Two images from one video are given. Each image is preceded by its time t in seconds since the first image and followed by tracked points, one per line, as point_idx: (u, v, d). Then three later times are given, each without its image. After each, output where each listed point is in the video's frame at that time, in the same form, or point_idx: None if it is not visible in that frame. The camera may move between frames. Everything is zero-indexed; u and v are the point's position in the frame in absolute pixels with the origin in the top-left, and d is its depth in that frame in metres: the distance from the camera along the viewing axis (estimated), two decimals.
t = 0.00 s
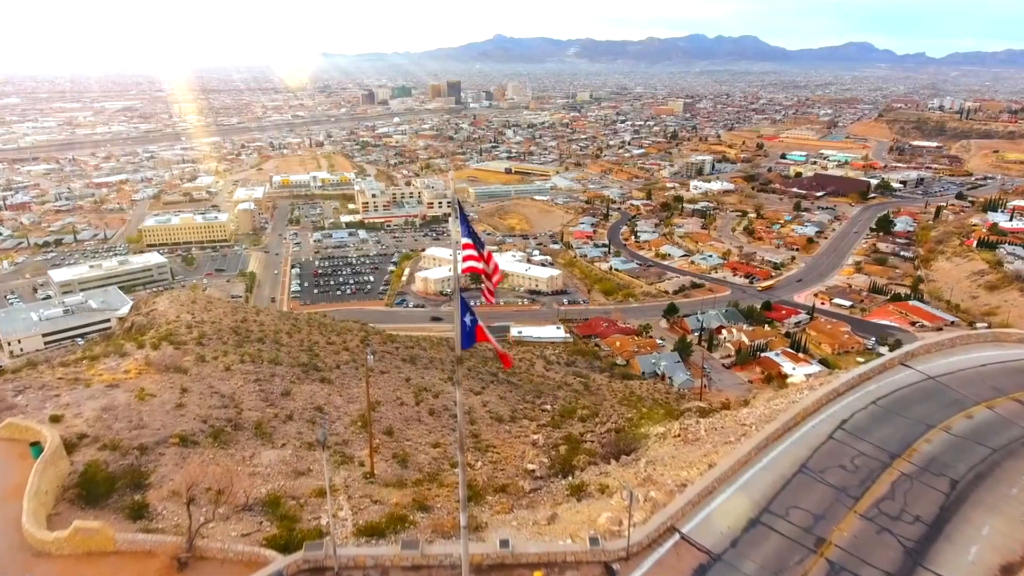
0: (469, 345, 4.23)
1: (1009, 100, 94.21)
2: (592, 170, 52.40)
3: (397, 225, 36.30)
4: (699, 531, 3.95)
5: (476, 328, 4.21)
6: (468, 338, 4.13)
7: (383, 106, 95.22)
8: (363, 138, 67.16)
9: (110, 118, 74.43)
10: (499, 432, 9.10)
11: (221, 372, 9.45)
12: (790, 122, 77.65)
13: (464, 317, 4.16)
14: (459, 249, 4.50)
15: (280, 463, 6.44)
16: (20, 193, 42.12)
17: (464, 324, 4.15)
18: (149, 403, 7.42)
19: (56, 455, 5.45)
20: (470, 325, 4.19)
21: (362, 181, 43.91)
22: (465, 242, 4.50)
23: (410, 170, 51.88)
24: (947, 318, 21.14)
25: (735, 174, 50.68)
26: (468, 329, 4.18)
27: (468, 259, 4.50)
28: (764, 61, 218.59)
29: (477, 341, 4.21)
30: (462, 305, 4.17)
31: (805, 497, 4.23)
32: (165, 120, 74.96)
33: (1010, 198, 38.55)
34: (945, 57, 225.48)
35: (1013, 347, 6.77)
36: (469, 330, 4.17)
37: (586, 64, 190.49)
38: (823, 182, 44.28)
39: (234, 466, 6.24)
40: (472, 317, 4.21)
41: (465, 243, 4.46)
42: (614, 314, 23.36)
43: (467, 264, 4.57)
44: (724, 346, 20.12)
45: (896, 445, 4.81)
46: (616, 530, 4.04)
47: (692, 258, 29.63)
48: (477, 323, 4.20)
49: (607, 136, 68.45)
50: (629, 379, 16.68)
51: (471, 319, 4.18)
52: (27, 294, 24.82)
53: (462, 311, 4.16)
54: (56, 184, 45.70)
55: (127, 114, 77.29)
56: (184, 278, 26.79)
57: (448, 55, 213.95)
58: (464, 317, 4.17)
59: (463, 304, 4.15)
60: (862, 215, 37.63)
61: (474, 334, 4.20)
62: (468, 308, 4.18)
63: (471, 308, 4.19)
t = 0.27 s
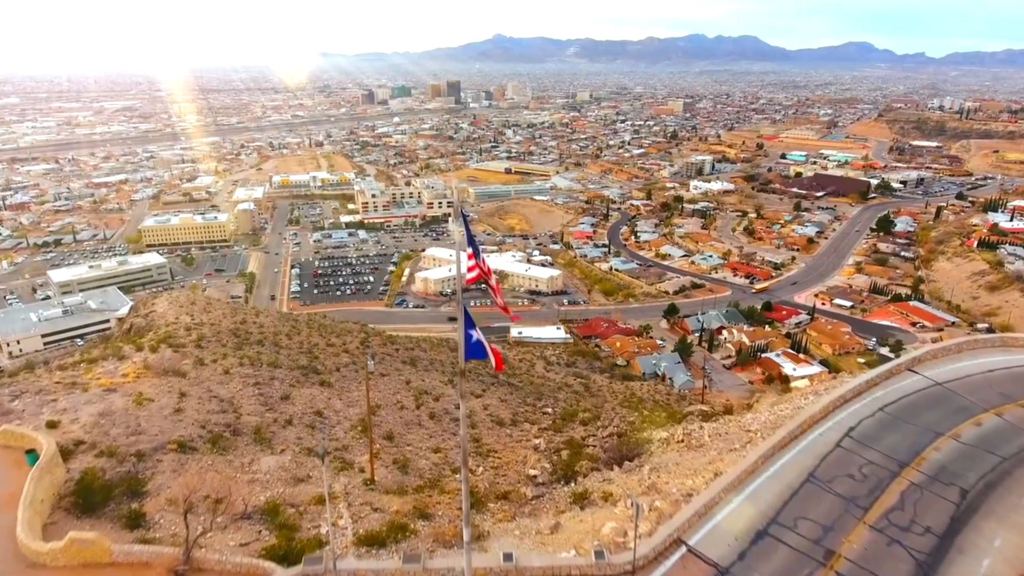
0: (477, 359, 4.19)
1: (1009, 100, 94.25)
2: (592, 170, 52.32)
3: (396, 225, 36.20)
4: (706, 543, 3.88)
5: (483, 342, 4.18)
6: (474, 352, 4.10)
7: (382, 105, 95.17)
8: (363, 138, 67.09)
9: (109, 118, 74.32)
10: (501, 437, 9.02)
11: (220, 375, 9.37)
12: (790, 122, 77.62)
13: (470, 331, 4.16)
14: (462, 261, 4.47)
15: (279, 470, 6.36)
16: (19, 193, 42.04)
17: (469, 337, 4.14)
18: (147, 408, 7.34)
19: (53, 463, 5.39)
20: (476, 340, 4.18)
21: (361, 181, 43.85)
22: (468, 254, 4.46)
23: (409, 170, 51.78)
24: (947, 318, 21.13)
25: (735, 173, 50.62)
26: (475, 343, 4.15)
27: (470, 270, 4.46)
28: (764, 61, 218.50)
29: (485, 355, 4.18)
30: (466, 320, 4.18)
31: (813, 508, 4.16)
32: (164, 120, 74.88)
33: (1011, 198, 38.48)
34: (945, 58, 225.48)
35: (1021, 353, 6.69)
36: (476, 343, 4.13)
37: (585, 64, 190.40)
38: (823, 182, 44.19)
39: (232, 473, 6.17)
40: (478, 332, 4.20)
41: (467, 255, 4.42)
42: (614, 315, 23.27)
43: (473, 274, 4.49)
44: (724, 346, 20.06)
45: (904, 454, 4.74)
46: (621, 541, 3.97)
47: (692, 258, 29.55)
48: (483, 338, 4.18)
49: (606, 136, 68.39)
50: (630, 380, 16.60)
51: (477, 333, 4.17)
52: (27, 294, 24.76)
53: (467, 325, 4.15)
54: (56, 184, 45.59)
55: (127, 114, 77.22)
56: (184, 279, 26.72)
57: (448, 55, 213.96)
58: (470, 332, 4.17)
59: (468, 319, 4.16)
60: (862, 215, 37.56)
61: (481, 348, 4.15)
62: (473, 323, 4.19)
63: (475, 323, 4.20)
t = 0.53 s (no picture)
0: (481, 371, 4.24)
1: (1008, 100, 94.29)
2: (592, 171, 52.23)
3: (396, 226, 36.09)
4: (711, 556, 3.80)
5: (485, 355, 4.20)
6: (476, 366, 4.13)
7: (382, 105, 95.12)
8: (362, 138, 67.09)
9: (109, 118, 74.25)
10: (501, 441, 8.96)
11: (219, 379, 9.28)
12: (789, 122, 77.60)
13: (473, 345, 4.15)
14: (469, 267, 4.41)
15: (278, 477, 6.30)
16: (18, 194, 41.97)
17: (472, 352, 4.15)
18: (143, 414, 7.27)
19: (48, 471, 5.32)
20: (481, 353, 4.18)
21: (361, 181, 43.77)
22: (473, 263, 4.40)
23: (409, 171, 51.66)
24: (947, 319, 21.13)
25: (735, 174, 50.53)
26: (478, 356, 4.18)
27: (476, 277, 4.40)
28: (763, 61, 218.38)
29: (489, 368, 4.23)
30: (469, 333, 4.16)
31: (821, 519, 4.09)
32: (164, 120, 74.73)
33: (1011, 198, 38.41)
34: (944, 58, 225.52)
35: None
36: (479, 358, 4.15)
37: (585, 64, 190.33)
38: (823, 182, 44.13)
39: (231, 480, 6.11)
40: (482, 344, 4.21)
41: (472, 265, 4.37)
42: (613, 315, 23.20)
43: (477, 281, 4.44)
44: (724, 347, 19.97)
45: (911, 463, 4.67)
46: (624, 555, 3.89)
47: (692, 259, 29.48)
48: (487, 350, 4.20)
49: (606, 136, 68.33)
50: (630, 382, 16.53)
51: (481, 347, 4.19)
52: (26, 295, 24.70)
53: (470, 339, 4.15)
54: (55, 184, 45.51)
55: (126, 114, 77.11)
56: (183, 279, 26.65)
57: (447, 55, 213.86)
58: (472, 346, 4.17)
59: (471, 333, 4.14)
60: (862, 215, 37.50)
61: (483, 361, 4.17)
62: (477, 337, 4.18)
63: (479, 336, 4.19)
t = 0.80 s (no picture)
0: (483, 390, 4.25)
1: (1006, 105, 94.67)
2: (591, 175, 52.23)
3: (396, 231, 36.01)
4: None
5: (485, 373, 4.23)
6: (478, 384, 4.15)
7: (382, 110, 95.34)
8: (362, 143, 67.16)
9: (109, 123, 74.32)
10: (502, 452, 8.86)
11: (216, 389, 9.18)
12: (788, 127, 77.78)
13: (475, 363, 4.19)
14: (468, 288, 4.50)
15: (275, 491, 6.20)
16: (17, 199, 41.91)
17: (474, 370, 4.17)
18: (139, 425, 7.17)
19: (40, 487, 5.25)
20: (480, 372, 4.23)
21: (360, 187, 43.75)
22: (473, 283, 4.51)
23: (408, 176, 51.67)
24: (947, 325, 21.12)
25: (734, 179, 50.52)
26: (478, 374, 4.20)
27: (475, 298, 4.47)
28: (762, 66, 219.05)
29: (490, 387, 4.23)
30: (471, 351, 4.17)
31: (830, 538, 3.99)
32: (164, 125, 74.85)
33: (1010, 203, 38.42)
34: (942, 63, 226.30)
35: None
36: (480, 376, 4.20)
37: (583, 69, 191.04)
38: (822, 187, 44.11)
39: (228, 494, 6.02)
40: (483, 362, 4.24)
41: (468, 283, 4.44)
42: (613, 321, 23.11)
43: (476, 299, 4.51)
44: (724, 352, 19.87)
45: (920, 478, 4.58)
46: None
47: (692, 264, 29.41)
48: (488, 368, 4.23)
49: (605, 141, 68.41)
50: (630, 388, 16.42)
51: (482, 365, 4.21)
52: (24, 301, 24.61)
53: (472, 356, 4.18)
54: (54, 189, 45.47)
55: (126, 119, 77.24)
56: (182, 285, 26.57)
57: (447, 61, 214.50)
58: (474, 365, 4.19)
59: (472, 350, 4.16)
60: (862, 220, 37.47)
61: (483, 379, 4.21)
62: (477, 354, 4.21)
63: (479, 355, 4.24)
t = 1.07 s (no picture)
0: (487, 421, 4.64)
1: (1003, 118, 95.28)
2: (591, 188, 52.32)
3: (396, 244, 35.97)
4: None
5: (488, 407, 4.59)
6: (480, 419, 4.55)
7: (382, 123, 95.80)
8: (362, 156, 67.35)
9: (110, 136, 74.52)
10: (502, 470, 8.74)
11: (213, 407, 9.07)
12: (787, 140, 78.11)
13: (477, 397, 4.61)
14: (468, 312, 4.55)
15: (272, 512, 6.10)
16: (17, 212, 41.87)
17: (476, 404, 4.58)
18: (135, 444, 7.07)
19: (31, 510, 5.17)
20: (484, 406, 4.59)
21: (361, 199, 43.79)
22: (474, 308, 4.53)
23: (409, 189, 51.79)
24: (948, 337, 21.07)
25: (733, 191, 50.59)
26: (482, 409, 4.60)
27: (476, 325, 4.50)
28: (760, 79, 220.41)
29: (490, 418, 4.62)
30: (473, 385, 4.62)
31: (840, 564, 3.89)
32: (165, 138, 75.11)
33: (1009, 216, 38.49)
34: (939, 77, 227.90)
35: None
36: (484, 409, 4.61)
37: (583, 82, 192.23)
38: (821, 200, 44.18)
39: (222, 515, 5.91)
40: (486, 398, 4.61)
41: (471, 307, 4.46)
42: (613, 334, 23.00)
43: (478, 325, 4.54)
44: (725, 365, 19.74)
45: (931, 501, 4.48)
46: None
47: (692, 277, 29.35)
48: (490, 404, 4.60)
49: (605, 154, 68.64)
50: (631, 402, 16.31)
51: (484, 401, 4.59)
52: (23, 314, 24.51)
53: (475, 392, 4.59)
54: (55, 202, 45.47)
55: (127, 132, 77.49)
56: (182, 297, 26.51)
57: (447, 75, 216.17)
58: (478, 399, 4.62)
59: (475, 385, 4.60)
60: (861, 233, 37.50)
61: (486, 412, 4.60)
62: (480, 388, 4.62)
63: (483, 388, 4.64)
